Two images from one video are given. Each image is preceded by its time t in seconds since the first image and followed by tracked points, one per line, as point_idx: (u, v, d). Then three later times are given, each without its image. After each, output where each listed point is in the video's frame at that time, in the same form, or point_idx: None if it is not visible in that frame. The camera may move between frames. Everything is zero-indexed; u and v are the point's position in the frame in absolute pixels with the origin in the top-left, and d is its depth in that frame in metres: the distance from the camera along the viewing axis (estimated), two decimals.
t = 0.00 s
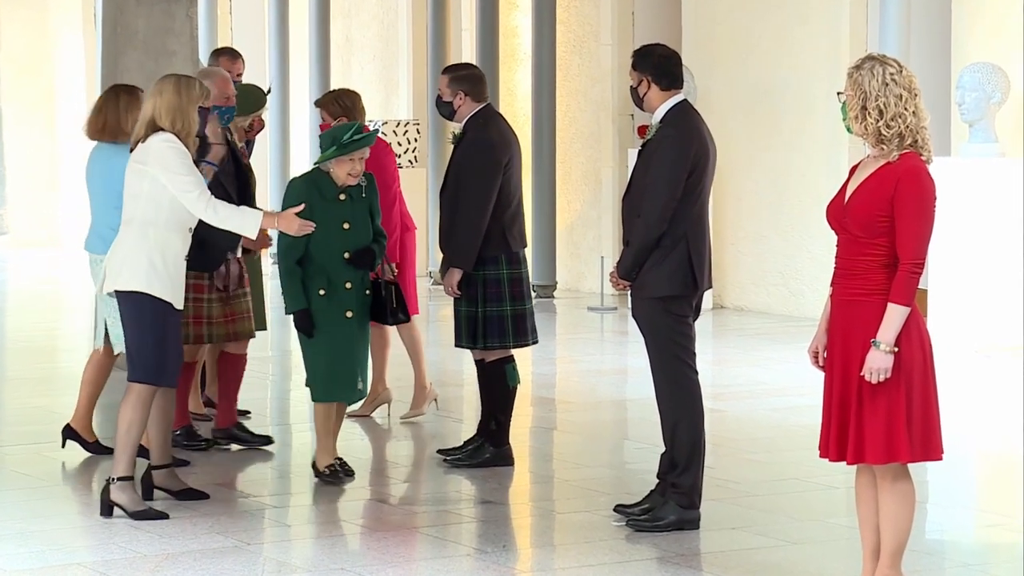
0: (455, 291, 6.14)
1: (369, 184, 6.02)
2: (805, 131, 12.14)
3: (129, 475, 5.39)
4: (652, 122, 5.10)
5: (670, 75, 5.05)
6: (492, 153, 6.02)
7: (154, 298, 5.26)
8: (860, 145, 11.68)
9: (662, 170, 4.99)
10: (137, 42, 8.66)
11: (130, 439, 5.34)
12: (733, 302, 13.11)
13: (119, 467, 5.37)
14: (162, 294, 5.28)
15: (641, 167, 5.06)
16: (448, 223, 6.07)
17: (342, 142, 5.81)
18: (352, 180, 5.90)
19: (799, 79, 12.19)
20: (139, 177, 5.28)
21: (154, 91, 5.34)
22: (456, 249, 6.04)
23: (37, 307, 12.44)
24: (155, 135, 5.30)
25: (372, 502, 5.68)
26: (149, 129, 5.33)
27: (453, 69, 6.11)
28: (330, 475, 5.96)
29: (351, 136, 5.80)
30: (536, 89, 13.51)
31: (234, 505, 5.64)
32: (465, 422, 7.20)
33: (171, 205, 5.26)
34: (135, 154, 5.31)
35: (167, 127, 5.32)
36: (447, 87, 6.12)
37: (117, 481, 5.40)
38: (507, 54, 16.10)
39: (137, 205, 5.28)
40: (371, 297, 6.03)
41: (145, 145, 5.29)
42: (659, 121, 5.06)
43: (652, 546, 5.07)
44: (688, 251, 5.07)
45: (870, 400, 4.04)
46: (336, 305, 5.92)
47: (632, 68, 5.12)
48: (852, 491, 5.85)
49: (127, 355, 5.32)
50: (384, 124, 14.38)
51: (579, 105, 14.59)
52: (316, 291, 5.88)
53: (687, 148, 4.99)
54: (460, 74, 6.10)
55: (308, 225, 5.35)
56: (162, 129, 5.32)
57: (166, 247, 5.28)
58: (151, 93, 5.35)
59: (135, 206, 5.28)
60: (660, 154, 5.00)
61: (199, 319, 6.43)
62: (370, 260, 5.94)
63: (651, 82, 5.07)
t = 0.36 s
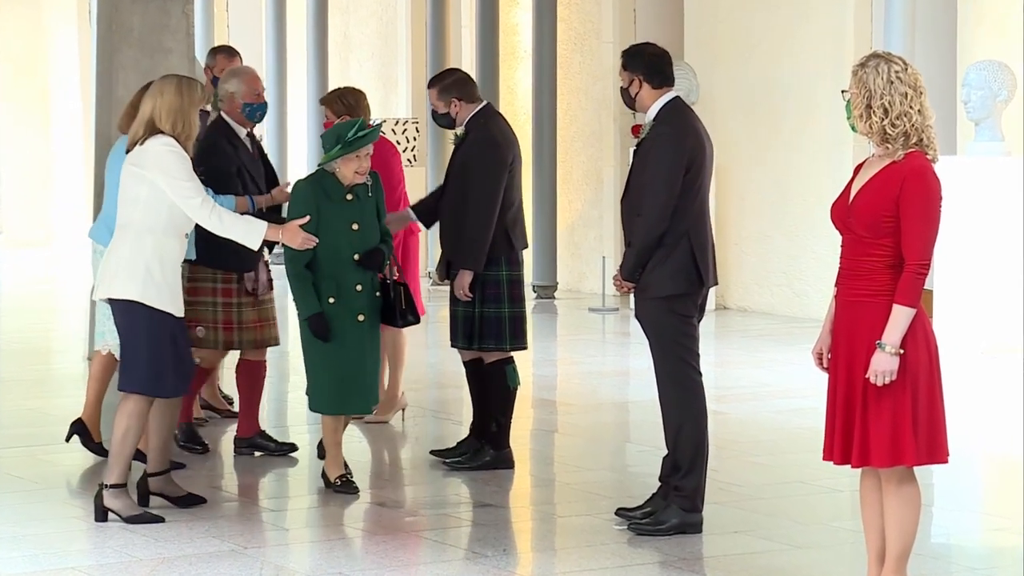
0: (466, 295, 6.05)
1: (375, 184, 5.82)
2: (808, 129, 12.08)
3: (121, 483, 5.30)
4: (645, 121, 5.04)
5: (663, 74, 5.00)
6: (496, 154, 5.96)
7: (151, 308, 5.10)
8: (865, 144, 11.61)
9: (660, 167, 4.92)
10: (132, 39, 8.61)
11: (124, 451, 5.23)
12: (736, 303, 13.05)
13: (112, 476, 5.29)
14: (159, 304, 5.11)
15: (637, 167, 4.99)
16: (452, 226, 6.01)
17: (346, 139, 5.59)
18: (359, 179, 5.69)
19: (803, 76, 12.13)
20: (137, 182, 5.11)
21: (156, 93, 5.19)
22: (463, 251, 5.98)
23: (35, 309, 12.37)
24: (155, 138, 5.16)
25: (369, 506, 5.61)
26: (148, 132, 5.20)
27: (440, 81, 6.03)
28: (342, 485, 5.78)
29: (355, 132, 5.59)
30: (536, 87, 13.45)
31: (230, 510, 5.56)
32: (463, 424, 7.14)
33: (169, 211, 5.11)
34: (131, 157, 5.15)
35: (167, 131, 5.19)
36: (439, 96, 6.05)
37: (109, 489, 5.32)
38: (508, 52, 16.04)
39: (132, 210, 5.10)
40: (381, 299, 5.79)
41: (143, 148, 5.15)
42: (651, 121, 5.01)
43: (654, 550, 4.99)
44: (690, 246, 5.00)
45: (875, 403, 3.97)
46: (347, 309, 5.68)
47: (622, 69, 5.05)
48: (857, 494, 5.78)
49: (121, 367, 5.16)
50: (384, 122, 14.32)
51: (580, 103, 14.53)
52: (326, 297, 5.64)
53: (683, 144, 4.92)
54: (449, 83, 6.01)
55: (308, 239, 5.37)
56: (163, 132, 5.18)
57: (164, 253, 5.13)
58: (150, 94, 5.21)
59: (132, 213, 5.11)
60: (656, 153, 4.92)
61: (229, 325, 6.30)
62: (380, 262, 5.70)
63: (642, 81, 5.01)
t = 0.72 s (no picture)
0: (473, 286, 5.96)
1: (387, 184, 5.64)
2: (812, 127, 12.01)
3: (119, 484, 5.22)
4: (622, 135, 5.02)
5: (627, 86, 4.99)
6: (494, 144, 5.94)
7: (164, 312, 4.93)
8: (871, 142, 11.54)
9: (654, 164, 4.86)
10: (129, 37, 8.66)
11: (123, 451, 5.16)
12: (740, 303, 12.99)
13: (111, 476, 5.20)
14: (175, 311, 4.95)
15: (626, 170, 4.94)
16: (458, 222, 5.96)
17: (360, 139, 5.42)
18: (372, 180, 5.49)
19: (806, 74, 12.06)
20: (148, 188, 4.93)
21: (165, 89, 4.98)
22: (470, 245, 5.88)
23: (34, 310, 12.28)
24: (163, 138, 4.96)
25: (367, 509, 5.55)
26: (157, 131, 4.99)
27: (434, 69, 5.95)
28: (338, 489, 5.71)
29: (371, 130, 5.41)
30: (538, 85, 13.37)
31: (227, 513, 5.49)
32: (463, 427, 7.09)
33: (183, 215, 4.92)
34: (141, 160, 4.96)
35: (176, 128, 4.98)
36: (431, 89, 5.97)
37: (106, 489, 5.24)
38: (508, 49, 15.97)
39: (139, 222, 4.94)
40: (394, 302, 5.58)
41: (152, 149, 4.95)
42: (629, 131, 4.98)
43: (657, 554, 4.92)
44: (700, 237, 4.94)
45: (880, 406, 3.91)
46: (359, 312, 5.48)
47: (587, 92, 5.06)
48: (861, 497, 5.72)
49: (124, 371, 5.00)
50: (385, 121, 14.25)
51: (581, 102, 14.47)
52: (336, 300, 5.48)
53: (668, 140, 4.88)
54: (441, 73, 5.94)
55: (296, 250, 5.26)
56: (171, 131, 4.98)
57: (181, 257, 4.94)
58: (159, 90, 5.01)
59: (145, 219, 4.93)
60: (640, 157, 4.88)
61: (264, 321, 6.28)
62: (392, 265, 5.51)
63: (610, 97, 5.01)
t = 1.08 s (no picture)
0: (484, 289, 5.98)
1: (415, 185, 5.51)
2: (812, 127, 12.02)
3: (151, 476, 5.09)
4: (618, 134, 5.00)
5: (623, 85, 4.97)
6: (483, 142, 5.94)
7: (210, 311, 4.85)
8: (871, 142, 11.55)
9: (646, 169, 4.86)
10: (128, 37, 8.70)
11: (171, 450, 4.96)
12: (739, 303, 12.98)
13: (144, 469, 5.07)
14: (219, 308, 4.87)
15: (623, 175, 4.94)
16: (461, 227, 5.94)
17: (392, 138, 5.20)
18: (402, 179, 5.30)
19: (806, 73, 12.06)
20: (182, 183, 4.88)
21: (194, 90, 4.91)
22: (475, 248, 5.90)
23: (34, 309, 12.26)
24: (195, 136, 4.90)
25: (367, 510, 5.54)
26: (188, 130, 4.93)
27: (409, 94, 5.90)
28: (341, 487, 5.68)
29: (402, 131, 5.20)
30: (538, 85, 13.38)
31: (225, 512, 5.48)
32: (462, 427, 7.09)
33: (219, 215, 4.86)
34: (173, 159, 4.92)
35: (207, 128, 4.91)
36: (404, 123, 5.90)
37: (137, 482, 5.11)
38: (508, 49, 15.97)
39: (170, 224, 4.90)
40: (422, 305, 5.44)
41: (184, 148, 4.91)
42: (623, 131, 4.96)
43: (656, 554, 4.91)
44: (695, 237, 4.94)
45: (880, 406, 3.90)
46: (390, 314, 5.33)
47: (582, 90, 5.02)
48: (861, 498, 5.72)
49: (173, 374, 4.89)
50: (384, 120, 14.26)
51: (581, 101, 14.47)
52: (367, 301, 5.32)
53: (659, 141, 4.87)
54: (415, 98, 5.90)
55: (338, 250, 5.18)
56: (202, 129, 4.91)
57: (217, 254, 4.86)
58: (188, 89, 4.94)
59: (182, 215, 4.87)
60: (635, 160, 4.88)
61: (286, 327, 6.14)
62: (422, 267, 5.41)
63: (605, 97, 4.98)
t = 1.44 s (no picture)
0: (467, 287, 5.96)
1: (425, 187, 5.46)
2: (812, 127, 12.02)
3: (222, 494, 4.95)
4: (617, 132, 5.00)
5: (623, 84, 4.97)
6: (496, 143, 5.96)
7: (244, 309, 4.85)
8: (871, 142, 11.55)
9: (651, 166, 4.86)
10: (127, 37, 8.70)
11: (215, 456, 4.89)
12: (739, 303, 12.98)
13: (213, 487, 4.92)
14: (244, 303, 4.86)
15: (626, 174, 4.93)
16: (458, 222, 5.97)
17: (407, 137, 5.18)
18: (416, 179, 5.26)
19: (806, 74, 12.06)
20: (207, 176, 4.77)
21: (218, 89, 4.83)
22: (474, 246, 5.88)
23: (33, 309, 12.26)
24: (220, 135, 4.80)
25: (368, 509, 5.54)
26: (213, 129, 4.82)
27: (444, 66, 5.93)
28: (389, 503, 5.45)
29: (418, 130, 5.18)
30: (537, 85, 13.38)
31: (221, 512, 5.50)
32: (462, 427, 7.09)
33: (240, 213, 4.77)
34: (198, 156, 4.80)
35: (233, 127, 4.82)
36: (443, 81, 5.95)
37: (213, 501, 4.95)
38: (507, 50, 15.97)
39: (190, 221, 4.79)
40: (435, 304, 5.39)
41: (210, 146, 4.79)
42: (625, 129, 4.96)
43: (656, 555, 4.91)
44: (699, 236, 4.96)
45: (880, 407, 3.90)
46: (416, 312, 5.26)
47: (581, 86, 5.01)
48: (861, 498, 5.72)
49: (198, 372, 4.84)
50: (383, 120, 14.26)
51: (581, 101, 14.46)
52: (397, 299, 5.22)
53: (667, 140, 4.87)
54: (453, 70, 5.94)
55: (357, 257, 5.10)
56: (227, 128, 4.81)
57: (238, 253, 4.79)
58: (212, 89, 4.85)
59: (206, 208, 4.77)
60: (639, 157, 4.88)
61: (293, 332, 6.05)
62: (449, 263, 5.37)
63: (604, 94, 4.97)
